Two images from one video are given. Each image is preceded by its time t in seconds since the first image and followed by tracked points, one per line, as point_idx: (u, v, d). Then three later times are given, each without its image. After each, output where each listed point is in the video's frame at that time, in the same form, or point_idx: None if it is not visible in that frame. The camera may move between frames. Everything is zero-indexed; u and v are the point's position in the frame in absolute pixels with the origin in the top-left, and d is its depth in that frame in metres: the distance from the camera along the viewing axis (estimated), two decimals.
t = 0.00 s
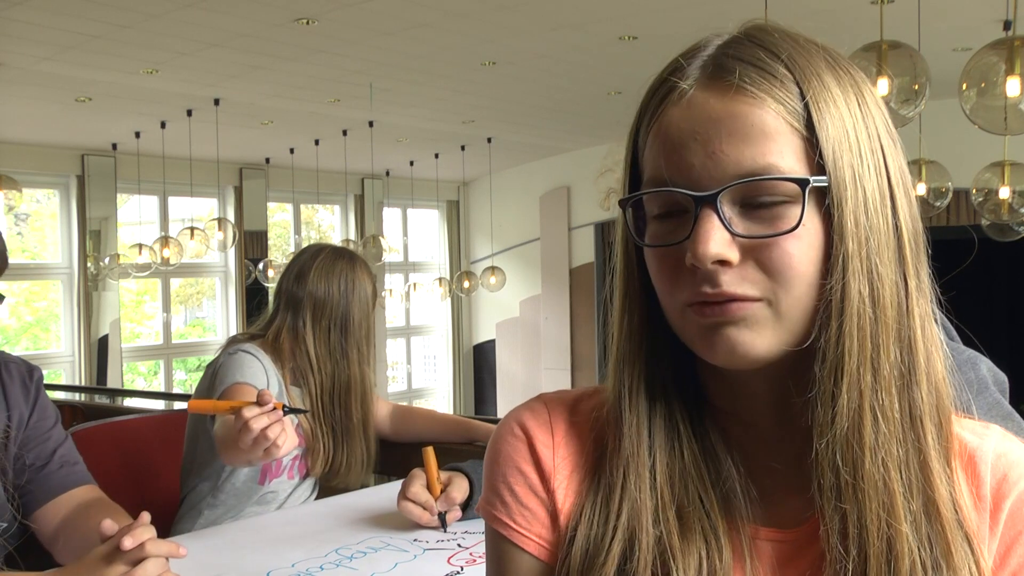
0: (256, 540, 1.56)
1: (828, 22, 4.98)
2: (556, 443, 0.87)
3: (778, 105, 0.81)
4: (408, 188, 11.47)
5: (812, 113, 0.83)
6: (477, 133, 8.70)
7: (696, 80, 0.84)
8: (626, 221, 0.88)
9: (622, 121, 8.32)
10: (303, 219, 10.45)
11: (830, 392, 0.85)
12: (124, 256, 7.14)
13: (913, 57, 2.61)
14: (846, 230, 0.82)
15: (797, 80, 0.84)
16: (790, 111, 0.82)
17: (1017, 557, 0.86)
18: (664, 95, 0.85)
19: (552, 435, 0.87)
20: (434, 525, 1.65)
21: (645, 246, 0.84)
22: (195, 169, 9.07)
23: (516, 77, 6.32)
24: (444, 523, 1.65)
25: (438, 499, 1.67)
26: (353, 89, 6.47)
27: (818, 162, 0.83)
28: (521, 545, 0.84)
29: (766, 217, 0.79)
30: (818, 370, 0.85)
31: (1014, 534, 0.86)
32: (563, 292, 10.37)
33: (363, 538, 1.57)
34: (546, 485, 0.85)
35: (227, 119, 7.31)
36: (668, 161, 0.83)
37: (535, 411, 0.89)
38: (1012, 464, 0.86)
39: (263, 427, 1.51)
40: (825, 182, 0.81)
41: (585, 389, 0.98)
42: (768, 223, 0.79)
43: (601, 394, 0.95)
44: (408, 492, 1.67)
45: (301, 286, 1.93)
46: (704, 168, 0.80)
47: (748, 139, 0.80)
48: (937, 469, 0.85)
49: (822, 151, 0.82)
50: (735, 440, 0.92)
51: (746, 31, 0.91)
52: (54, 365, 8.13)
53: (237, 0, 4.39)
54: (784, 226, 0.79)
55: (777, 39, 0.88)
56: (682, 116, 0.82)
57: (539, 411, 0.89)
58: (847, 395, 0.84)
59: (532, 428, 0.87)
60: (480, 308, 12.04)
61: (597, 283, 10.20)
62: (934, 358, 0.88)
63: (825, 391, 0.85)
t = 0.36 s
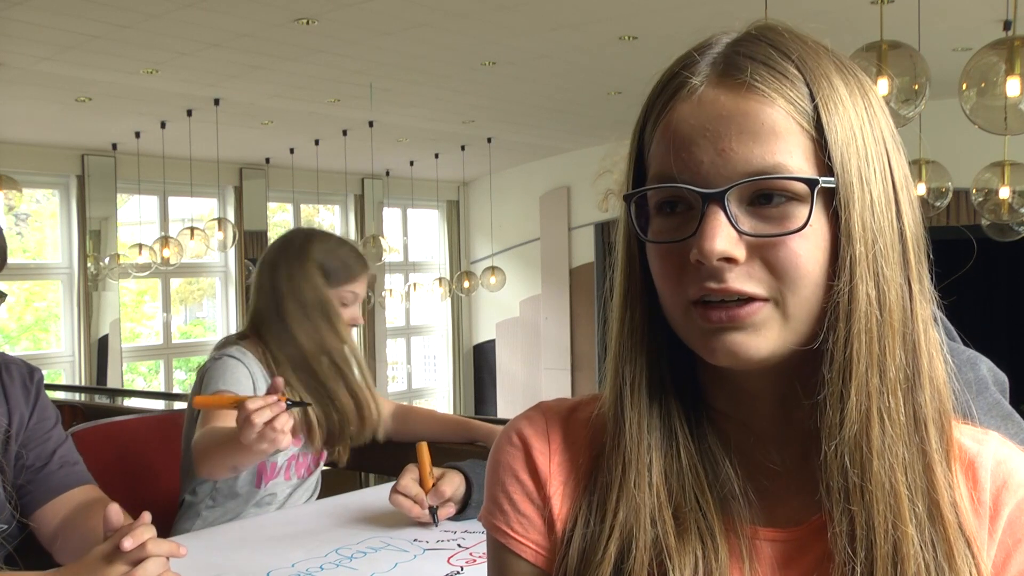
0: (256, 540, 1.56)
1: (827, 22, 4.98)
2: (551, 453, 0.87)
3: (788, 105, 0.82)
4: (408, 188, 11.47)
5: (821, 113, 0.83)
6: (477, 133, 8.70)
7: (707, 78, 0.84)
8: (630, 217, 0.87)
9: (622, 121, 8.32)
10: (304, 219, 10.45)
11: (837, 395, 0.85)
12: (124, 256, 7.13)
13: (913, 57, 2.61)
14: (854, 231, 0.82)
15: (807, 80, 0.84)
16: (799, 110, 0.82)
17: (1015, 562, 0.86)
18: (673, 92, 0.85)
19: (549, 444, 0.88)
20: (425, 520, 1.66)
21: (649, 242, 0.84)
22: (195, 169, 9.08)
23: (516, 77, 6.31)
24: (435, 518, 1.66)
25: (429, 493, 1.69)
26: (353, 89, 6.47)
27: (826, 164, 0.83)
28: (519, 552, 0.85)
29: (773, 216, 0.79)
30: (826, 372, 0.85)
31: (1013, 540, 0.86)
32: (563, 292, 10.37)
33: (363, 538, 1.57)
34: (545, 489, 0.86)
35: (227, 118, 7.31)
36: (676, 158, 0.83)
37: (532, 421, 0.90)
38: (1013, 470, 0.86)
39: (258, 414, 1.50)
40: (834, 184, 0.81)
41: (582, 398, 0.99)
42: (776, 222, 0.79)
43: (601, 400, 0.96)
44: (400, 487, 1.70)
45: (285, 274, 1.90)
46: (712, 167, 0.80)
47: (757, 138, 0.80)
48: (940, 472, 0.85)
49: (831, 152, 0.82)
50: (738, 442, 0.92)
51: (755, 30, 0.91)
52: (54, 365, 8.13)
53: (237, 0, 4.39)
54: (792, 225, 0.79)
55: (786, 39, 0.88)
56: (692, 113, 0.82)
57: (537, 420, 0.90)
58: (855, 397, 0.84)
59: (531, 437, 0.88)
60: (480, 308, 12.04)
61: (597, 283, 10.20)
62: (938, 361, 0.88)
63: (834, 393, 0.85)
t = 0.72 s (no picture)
0: (255, 539, 1.56)
1: (828, 22, 4.98)
2: (550, 454, 0.87)
3: (790, 105, 0.82)
4: (408, 188, 11.48)
5: (823, 115, 0.83)
6: (477, 133, 8.70)
7: (710, 77, 0.84)
8: (631, 215, 0.87)
9: (622, 121, 8.32)
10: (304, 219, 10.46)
11: (837, 397, 0.85)
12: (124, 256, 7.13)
13: (913, 57, 2.61)
14: (854, 232, 0.82)
15: (809, 81, 0.84)
16: (802, 112, 0.82)
17: (1015, 561, 0.85)
18: (676, 91, 0.85)
19: (547, 445, 0.88)
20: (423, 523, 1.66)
21: (649, 240, 0.84)
22: (195, 169, 9.08)
23: (516, 77, 6.31)
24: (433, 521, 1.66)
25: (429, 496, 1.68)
26: (353, 89, 6.47)
27: (828, 165, 0.83)
28: (518, 554, 0.85)
29: (774, 217, 0.79)
30: (826, 374, 0.85)
31: (1012, 538, 0.86)
32: (563, 292, 10.37)
33: (363, 538, 1.57)
34: (543, 490, 0.86)
35: (227, 118, 7.31)
36: (678, 156, 0.83)
37: (531, 424, 0.90)
38: (1011, 469, 0.86)
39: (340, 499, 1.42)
40: (835, 186, 0.82)
41: (580, 399, 0.99)
42: (776, 223, 0.79)
43: (599, 401, 0.96)
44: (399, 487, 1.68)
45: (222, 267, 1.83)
46: (714, 166, 0.80)
47: (760, 139, 0.80)
48: (938, 473, 0.85)
49: (832, 154, 0.82)
50: (737, 442, 0.92)
51: (758, 30, 0.91)
52: (54, 365, 8.13)
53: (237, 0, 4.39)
54: (792, 226, 0.79)
55: (790, 39, 0.88)
56: (695, 112, 0.82)
57: (535, 422, 0.90)
58: (854, 398, 0.85)
59: (529, 440, 0.88)
60: (480, 308, 12.04)
61: (597, 283, 10.21)
62: (937, 362, 0.88)
63: (833, 394, 0.85)
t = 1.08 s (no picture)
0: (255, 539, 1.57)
1: (827, 22, 4.98)
2: (550, 455, 0.87)
3: (788, 108, 0.82)
4: (408, 188, 11.48)
5: (822, 117, 0.83)
6: (477, 133, 8.70)
7: (709, 79, 0.84)
8: (629, 217, 0.87)
9: (622, 121, 8.32)
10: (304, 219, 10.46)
11: (836, 400, 0.85)
12: (124, 255, 7.13)
13: (913, 57, 2.61)
14: (853, 235, 0.82)
15: (807, 82, 0.84)
16: (800, 115, 0.82)
17: (1014, 560, 0.86)
18: (675, 92, 0.85)
19: (548, 447, 0.88)
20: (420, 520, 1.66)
21: (647, 242, 0.84)
22: (195, 169, 9.08)
23: (516, 77, 6.31)
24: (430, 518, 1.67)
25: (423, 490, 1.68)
26: (353, 89, 6.47)
27: (826, 169, 0.83)
28: (519, 555, 0.85)
29: (773, 220, 0.80)
30: (825, 377, 0.85)
31: (1010, 538, 0.86)
32: (563, 292, 10.37)
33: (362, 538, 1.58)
34: (544, 492, 0.86)
35: (228, 119, 7.31)
36: (676, 159, 0.83)
37: (531, 425, 0.90)
38: (1010, 468, 0.86)
39: (409, 534, 1.43)
40: (833, 189, 0.82)
41: (581, 400, 0.99)
42: (775, 227, 0.79)
43: (599, 401, 0.96)
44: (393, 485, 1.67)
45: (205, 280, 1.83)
46: (712, 169, 0.80)
47: (758, 141, 0.80)
48: (937, 474, 0.85)
49: (831, 158, 0.82)
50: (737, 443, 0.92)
51: (757, 30, 0.91)
52: (54, 365, 8.13)
53: None
54: (791, 230, 0.80)
55: (789, 40, 0.88)
56: (692, 114, 0.82)
57: (536, 423, 0.90)
58: (854, 401, 0.85)
59: (529, 441, 0.88)
60: (480, 308, 12.04)
61: (597, 283, 10.21)
62: (936, 364, 0.88)
63: (832, 397, 0.85)
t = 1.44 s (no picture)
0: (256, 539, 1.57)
1: (827, 22, 4.98)
2: (550, 456, 0.87)
3: (784, 108, 0.82)
4: (408, 188, 11.48)
5: (817, 116, 0.83)
6: (477, 133, 8.70)
7: (703, 80, 0.84)
8: (626, 218, 0.87)
9: (621, 121, 8.32)
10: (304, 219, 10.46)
11: (834, 401, 0.85)
12: (124, 255, 7.12)
13: (913, 57, 2.61)
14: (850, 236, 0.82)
15: (803, 81, 0.84)
16: (796, 114, 0.82)
17: (1014, 559, 0.86)
18: (669, 93, 0.85)
19: (548, 448, 0.88)
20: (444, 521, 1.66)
21: (644, 244, 0.84)
22: (195, 169, 9.08)
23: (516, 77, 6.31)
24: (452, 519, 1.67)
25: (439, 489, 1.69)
26: (352, 89, 6.47)
27: (822, 169, 0.83)
28: (520, 555, 0.85)
29: (769, 220, 0.79)
30: (823, 377, 0.85)
31: (1011, 537, 0.86)
32: (563, 292, 10.36)
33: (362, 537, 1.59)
34: (544, 492, 0.86)
35: (227, 119, 7.31)
36: (672, 160, 0.82)
37: (530, 425, 0.90)
38: (1011, 467, 0.86)
39: (416, 546, 1.43)
40: (829, 189, 0.82)
41: (581, 400, 0.99)
42: (771, 227, 0.79)
43: (600, 401, 0.96)
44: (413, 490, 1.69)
45: (218, 304, 1.85)
46: (707, 170, 0.80)
47: (753, 141, 0.80)
48: (938, 475, 0.85)
49: (826, 157, 0.82)
50: (737, 444, 0.92)
51: (752, 29, 0.91)
52: (54, 365, 8.13)
53: None
54: (788, 230, 0.79)
55: (784, 39, 0.88)
56: (687, 116, 0.82)
57: (536, 423, 0.90)
58: (852, 402, 0.85)
59: (529, 441, 0.88)
60: (480, 308, 12.04)
61: (597, 283, 10.20)
62: (935, 363, 0.88)
63: (830, 398, 0.85)
